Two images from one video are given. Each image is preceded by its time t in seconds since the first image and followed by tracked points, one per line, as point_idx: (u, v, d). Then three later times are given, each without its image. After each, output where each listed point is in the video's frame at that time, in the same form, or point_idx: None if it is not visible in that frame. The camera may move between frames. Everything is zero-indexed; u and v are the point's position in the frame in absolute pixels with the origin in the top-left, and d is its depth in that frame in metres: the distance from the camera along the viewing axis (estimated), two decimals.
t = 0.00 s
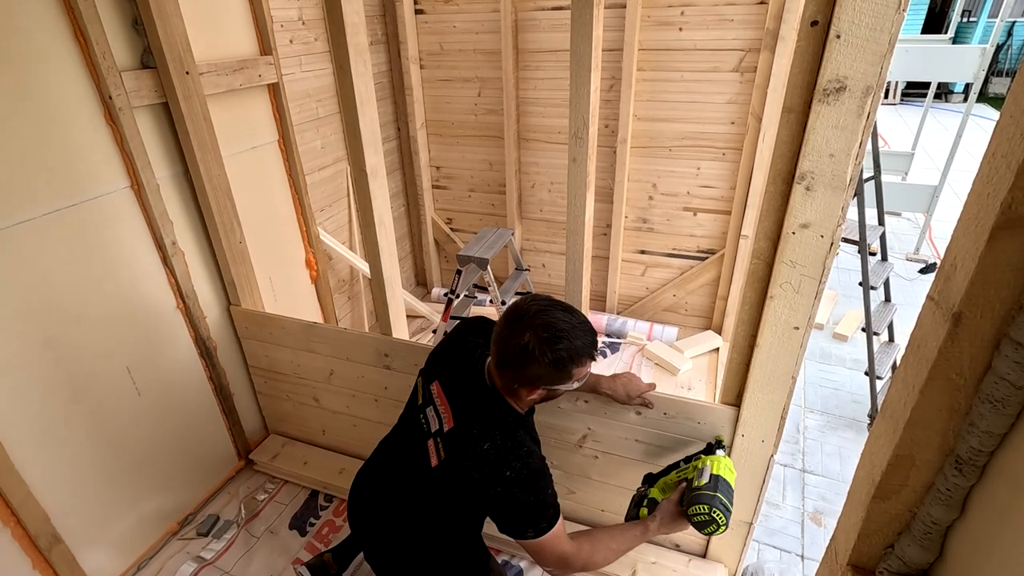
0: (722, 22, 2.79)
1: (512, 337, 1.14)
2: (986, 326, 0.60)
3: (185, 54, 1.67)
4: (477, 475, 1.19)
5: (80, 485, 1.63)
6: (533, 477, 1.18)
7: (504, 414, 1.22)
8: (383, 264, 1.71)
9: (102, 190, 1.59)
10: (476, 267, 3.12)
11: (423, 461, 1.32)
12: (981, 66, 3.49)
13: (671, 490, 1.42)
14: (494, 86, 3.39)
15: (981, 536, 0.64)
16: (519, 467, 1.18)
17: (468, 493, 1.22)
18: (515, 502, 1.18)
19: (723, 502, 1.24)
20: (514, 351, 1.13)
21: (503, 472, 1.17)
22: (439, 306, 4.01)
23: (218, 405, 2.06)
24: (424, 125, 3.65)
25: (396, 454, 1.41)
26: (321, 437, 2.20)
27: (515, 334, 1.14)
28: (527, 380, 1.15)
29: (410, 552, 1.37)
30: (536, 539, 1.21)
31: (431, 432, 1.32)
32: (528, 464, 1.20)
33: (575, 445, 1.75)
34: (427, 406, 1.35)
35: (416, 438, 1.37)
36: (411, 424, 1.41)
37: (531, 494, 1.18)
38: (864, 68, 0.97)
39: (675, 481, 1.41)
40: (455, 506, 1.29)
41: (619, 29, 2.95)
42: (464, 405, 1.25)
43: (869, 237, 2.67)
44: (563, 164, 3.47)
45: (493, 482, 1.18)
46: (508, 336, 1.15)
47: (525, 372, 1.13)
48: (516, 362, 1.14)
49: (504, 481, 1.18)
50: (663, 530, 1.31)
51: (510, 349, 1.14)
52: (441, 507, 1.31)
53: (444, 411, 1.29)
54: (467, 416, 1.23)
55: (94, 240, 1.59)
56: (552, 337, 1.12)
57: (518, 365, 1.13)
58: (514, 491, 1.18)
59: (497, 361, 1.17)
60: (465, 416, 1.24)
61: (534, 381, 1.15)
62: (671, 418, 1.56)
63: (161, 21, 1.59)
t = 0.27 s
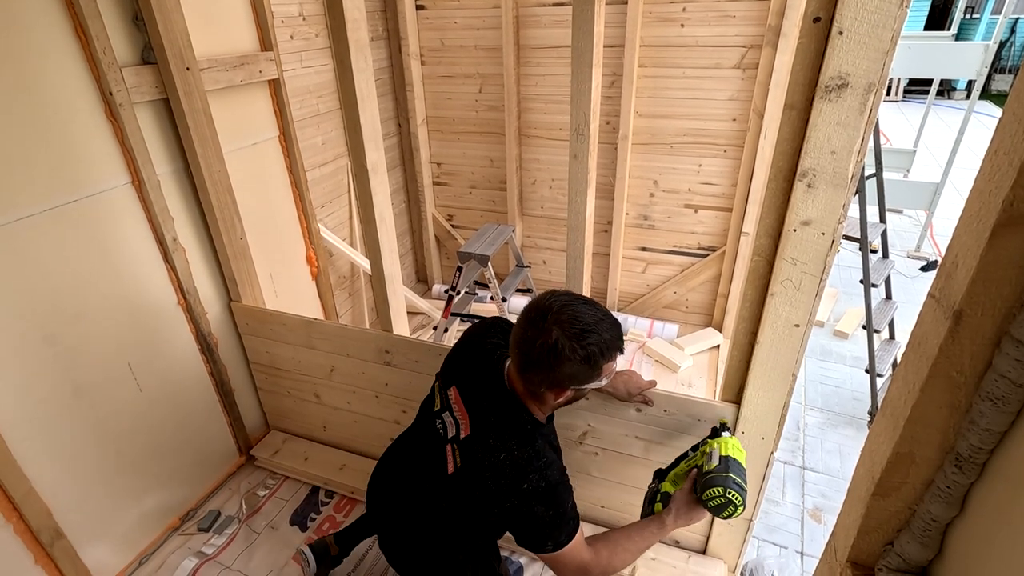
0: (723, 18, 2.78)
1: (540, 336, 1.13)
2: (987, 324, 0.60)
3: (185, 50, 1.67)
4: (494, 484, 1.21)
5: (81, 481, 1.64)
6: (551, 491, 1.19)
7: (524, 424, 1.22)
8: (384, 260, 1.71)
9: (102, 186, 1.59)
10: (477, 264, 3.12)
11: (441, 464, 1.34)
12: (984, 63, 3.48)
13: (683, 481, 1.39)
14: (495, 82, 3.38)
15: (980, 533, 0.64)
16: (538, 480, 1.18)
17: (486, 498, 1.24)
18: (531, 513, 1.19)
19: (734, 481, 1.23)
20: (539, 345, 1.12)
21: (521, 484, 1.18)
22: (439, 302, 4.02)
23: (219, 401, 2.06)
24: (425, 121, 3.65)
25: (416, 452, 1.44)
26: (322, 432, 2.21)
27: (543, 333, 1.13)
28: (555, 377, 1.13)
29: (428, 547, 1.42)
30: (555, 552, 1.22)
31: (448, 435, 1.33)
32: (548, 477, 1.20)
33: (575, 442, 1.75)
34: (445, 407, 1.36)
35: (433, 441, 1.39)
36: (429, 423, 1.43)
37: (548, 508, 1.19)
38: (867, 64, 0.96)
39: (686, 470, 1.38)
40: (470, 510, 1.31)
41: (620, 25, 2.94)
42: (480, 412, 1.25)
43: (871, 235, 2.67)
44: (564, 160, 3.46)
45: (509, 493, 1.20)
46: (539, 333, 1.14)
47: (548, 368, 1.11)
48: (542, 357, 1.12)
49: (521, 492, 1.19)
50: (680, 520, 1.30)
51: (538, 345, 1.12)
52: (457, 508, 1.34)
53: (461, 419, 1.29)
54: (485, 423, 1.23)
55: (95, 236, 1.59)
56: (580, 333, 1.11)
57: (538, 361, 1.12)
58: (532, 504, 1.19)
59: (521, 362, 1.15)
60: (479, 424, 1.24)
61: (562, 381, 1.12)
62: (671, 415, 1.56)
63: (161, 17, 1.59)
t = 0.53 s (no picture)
0: (723, 19, 2.78)
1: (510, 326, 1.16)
2: (987, 324, 0.60)
3: (185, 50, 1.67)
4: (457, 498, 1.16)
5: (81, 481, 1.64)
6: (516, 492, 1.18)
7: (485, 431, 1.20)
8: (384, 261, 1.71)
9: (102, 186, 1.59)
10: (477, 264, 3.12)
11: (400, 490, 1.29)
12: (984, 63, 3.48)
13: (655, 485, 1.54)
14: (495, 82, 3.38)
15: (981, 533, 0.64)
16: (504, 482, 1.17)
17: (451, 517, 1.18)
18: (502, 518, 1.16)
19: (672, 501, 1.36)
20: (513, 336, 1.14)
21: (486, 491, 1.15)
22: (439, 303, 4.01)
23: (219, 402, 2.06)
24: (425, 122, 3.65)
25: (376, 490, 1.38)
26: (321, 433, 2.21)
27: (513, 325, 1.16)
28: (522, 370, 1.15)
29: None
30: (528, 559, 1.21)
31: (404, 463, 1.29)
32: (514, 476, 1.19)
33: (575, 443, 1.75)
34: (395, 435, 1.32)
35: (389, 472, 1.34)
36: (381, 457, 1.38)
37: (518, 511, 1.17)
38: (867, 65, 0.97)
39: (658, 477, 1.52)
40: (435, 538, 1.24)
41: (620, 25, 2.94)
42: (433, 430, 1.22)
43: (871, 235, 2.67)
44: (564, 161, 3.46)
45: (477, 504, 1.15)
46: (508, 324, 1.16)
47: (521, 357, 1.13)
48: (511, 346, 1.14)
49: (487, 501, 1.16)
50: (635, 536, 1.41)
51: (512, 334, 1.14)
52: (422, 538, 1.27)
53: (413, 441, 1.26)
54: (440, 438, 1.20)
55: (94, 236, 1.59)
56: (550, 326, 1.15)
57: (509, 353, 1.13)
58: (498, 508, 1.16)
59: (490, 352, 1.14)
60: (433, 440, 1.21)
61: (528, 373, 1.15)
62: (671, 416, 1.56)
63: (161, 18, 1.59)
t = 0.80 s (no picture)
0: (722, 21, 2.79)
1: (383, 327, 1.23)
2: (987, 325, 0.60)
3: (185, 53, 1.67)
4: (357, 495, 1.14)
5: (80, 484, 1.64)
6: (411, 480, 1.19)
7: (380, 428, 1.20)
8: (383, 263, 1.71)
9: (101, 188, 1.59)
10: (476, 266, 3.11)
11: (306, 509, 1.23)
12: (982, 66, 3.49)
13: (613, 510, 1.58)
14: (495, 85, 3.39)
15: (981, 535, 0.64)
16: (400, 471, 1.17)
17: (349, 520, 1.15)
18: (397, 506, 1.16)
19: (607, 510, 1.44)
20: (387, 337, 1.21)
21: (382, 476, 1.15)
22: (439, 305, 4.02)
23: (218, 404, 2.06)
24: (424, 124, 3.65)
25: (286, 524, 1.28)
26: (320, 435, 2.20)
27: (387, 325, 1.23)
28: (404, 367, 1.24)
29: None
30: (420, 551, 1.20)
31: (308, 482, 1.22)
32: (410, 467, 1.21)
33: (575, 445, 1.75)
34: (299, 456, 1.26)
35: (297, 500, 1.26)
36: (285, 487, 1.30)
37: (409, 499, 1.17)
38: (865, 67, 0.97)
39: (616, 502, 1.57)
40: (342, 549, 1.19)
41: (619, 28, 2.95)
42: (334, 432, 1.20)
43: (870, 237, 2.67)
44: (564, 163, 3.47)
45: (369, 495, 1.14)
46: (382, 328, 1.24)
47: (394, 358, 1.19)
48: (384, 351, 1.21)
49: (382, 489, 1.15)
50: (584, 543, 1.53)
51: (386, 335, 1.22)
52: (328, 558, 1.21)
53: (317, 453, 1.21)
54: (342, 435, 1.19)
55: (94, 238, 1.59)
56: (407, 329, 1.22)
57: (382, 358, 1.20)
58: (393, 494, 1.16)
59: (379, 355, 1.20)
60: (333, 443, 1.19)
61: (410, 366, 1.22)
62: (671, 418, 1.56)
63: (161, 20, 1.59)
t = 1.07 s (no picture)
0: (725, 16, 2.77)
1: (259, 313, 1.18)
2: (987, 323, 0.60)
3: (186, 48, 1.67)
4: (338, 474, 1.13)
5: (82, 478, 1.64)
6: (376, 430, 1.17)
7: (324, 408, 1.18)
8: (384, 259, 1.71)
9: (102, 183, 1.59)
10: (477, 262, 3.11)
11: (293, 513, 1.20)
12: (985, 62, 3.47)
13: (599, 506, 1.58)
14: (495, 80, 3.38)
15: (980, 531, 0.64)
16: (364, 432, 1.15)
17: (343, 496, 1.15)
18: (376, 460, 1.15)
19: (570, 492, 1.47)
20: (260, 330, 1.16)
21: (351, 445, 1.14)
22: (440, 301, 4.02)
23: (219, 399, 2.06)
24: (425, 120, 3.65)
25: (282, 537, 1.26)
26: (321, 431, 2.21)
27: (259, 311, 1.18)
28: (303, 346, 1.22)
29: None
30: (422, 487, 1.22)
31: (281, 491, 1.19)
32: (371, 424, 1.19)
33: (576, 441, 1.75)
34: (258, 474, 1.22)
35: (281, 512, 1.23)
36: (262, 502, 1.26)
37: (385, 447, 1.16)
38: (868, 63, 0.96)
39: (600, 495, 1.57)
40: (350, 520, 1.20)
41: (621, 23, 2.94)
42: (285, 434, 1.16)
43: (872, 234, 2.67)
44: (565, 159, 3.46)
45: (347, 467, 1.13)
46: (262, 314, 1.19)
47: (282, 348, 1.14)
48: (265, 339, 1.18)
49: (356, 455, 1.13)
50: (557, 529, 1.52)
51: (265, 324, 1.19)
52: (334, 537, 1.21)
53: (276, 463, 1.18)
54: (291, 434, 1.16)
55: (95, 234, 1.59)
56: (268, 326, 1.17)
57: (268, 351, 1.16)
58: (368, 449, 1.15)
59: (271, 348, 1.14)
60: (285, 444, 1.16)
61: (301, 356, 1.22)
62: (671, 414, 1.56)
63: (162, 15, 1.58)
